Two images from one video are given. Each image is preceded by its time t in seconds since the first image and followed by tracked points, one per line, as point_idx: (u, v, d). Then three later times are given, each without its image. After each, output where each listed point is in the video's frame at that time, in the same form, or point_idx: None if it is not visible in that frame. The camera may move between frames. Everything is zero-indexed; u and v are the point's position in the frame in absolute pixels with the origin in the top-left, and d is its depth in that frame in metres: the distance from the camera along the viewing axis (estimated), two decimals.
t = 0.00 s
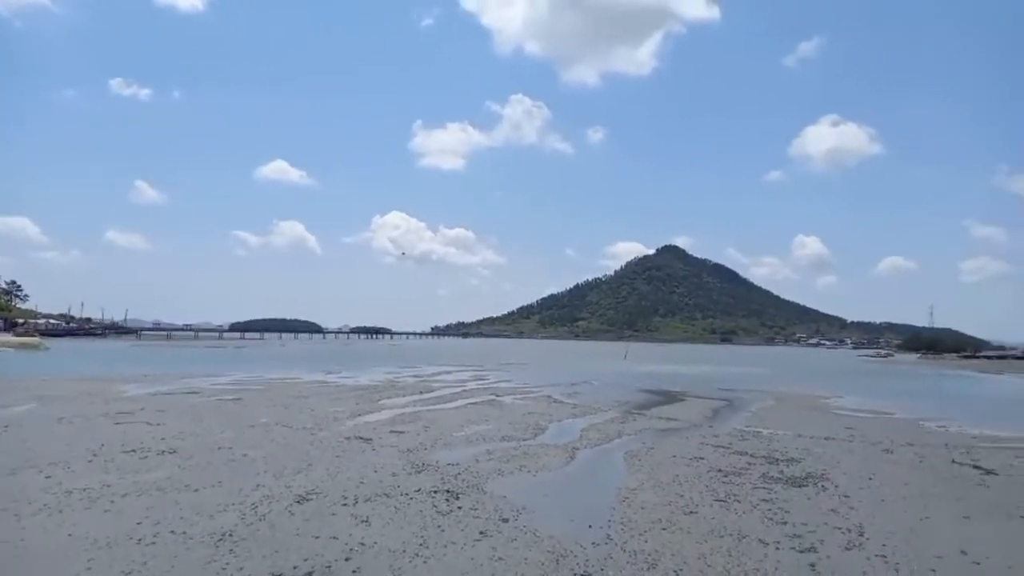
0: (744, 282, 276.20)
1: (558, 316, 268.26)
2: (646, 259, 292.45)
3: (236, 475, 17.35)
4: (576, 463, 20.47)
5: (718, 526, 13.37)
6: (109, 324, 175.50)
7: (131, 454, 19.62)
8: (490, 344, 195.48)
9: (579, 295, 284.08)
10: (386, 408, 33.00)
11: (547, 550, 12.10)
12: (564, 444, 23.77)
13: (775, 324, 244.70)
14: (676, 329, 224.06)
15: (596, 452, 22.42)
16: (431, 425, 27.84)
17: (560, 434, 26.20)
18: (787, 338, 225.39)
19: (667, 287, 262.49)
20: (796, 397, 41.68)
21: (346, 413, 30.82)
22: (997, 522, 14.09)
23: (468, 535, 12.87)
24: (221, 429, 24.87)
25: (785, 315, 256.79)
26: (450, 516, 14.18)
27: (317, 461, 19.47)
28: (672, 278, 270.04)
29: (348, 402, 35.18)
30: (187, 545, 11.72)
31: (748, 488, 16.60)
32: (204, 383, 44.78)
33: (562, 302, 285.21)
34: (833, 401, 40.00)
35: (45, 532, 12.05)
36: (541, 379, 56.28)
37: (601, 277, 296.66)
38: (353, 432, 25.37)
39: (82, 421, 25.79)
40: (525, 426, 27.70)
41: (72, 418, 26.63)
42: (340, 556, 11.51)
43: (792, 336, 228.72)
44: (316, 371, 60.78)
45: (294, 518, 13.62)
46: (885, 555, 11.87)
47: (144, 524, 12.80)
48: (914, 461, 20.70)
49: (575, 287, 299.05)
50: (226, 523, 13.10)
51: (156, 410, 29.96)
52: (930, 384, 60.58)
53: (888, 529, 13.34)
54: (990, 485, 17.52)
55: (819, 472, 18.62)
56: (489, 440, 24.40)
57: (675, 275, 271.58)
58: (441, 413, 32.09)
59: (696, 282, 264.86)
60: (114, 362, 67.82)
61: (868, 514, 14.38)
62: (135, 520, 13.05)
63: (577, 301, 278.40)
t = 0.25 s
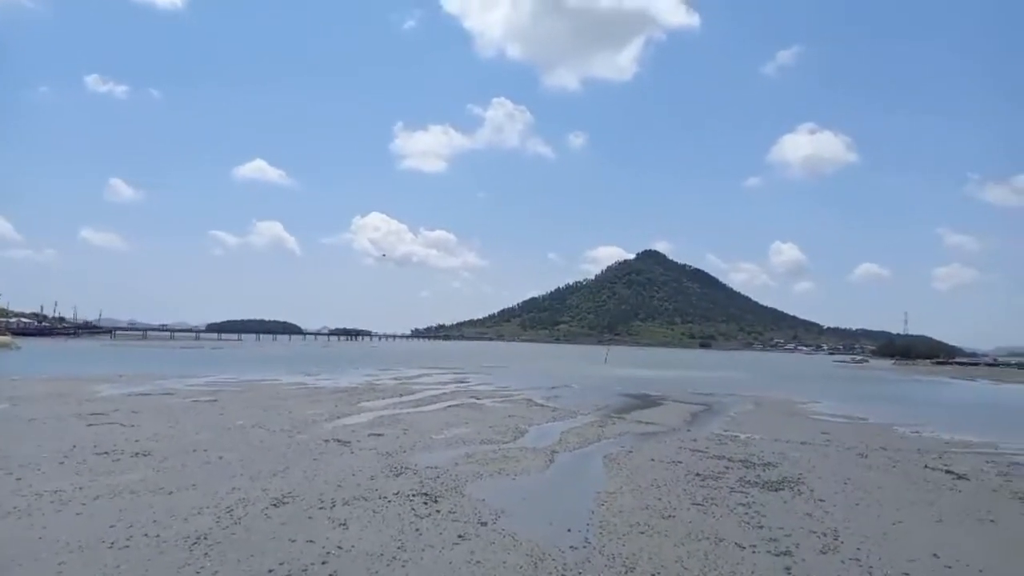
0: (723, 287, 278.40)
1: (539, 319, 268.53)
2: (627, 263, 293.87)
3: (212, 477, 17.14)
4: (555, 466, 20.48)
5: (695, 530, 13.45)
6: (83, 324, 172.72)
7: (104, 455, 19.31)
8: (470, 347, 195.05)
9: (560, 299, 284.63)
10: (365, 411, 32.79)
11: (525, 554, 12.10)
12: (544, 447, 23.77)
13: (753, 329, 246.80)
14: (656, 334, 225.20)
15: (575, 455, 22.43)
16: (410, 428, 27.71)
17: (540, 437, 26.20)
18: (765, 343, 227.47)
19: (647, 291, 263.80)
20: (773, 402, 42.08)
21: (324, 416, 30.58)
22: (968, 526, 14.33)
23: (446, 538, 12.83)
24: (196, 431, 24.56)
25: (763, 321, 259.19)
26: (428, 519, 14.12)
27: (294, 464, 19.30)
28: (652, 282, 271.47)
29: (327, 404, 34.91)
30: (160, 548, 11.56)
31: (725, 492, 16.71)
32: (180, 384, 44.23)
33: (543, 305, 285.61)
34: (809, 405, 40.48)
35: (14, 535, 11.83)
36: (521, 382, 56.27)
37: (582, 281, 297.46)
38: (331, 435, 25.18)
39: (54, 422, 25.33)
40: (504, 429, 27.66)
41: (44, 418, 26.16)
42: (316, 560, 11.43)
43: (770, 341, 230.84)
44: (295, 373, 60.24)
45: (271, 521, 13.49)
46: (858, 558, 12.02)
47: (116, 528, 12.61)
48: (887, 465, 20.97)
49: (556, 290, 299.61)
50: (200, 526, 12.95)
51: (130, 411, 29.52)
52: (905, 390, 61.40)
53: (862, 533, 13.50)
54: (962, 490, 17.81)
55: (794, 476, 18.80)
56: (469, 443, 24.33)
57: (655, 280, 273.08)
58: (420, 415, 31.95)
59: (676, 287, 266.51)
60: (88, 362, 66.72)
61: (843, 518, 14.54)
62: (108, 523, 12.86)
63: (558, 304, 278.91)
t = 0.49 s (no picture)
0: (710, 287, 279.78)
1: (526, 317, 268.76)
2: (615, 262, 294.73)
3: (195, 473, 17.03)
4: (540, 464, 20.51)
5: (679, 527, 13.51)
6: (66, 318, 171.00)
7: (86, 450, 19.13)
8: (457, 344, 194.93)
9: (548, 297, 285.04)
10: (351, 408, 32.68)
11: (509, 551, 12.11)
12: (529, 445, 23.79)
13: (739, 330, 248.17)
14: (642, 333, 226.01)
15: (560, 453, 22.47)
16: (396, 425, 27.64)
17: (526, 435, 26.22)
18: (750, 343, 228.80)
19: (635, 291, 264.66)
20: (757, 402, 42.34)
21: (309, 412, 30.44)
22: (946, 525, 14.51)
23: (431, 535, 12.83)
24: (180, 426, 24.38)
25: (749, 321, 260.78)
26: (412, 516, 14.11)
27: (278, 460, 19.21)
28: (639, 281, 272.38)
29: (312, 401, 34.75)
30: (142, 544, 11.48)
31: (709, 491, 16.81)
32: (164, 379, 43.88)
33: (530, 303, 285.90)
34: (792, 405, 40.78)
35: None
36: (508, 379, 56.30)
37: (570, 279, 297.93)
38: (316, 431, 25.08)
39: (35, 416, 25.06)
40: (490, 427, 27.67)
41: (25, 413, 25.87)
42: (299, 556, 11.39)
43: (755, 342, 232.30)
44: (280, 368, 59.94)
45: (254, 517, 13.43)
46: (839, 557, 12.13)
47: (98, 523, 12.52)
48: (869, 465, 21.18)
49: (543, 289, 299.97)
50: (182, 522, 12.87)
51: (113, 406, 29.25)
52: (888, 390, 61.97)
53: (843, 531, 13.63)
54: (942, 489, 18.01)
55: (777, 475, 18.94)
56: (454, 440, 24.31)
57: (643, 279, 274.05)
58: (406, 412, 31.87)
59: (663, 286, 267.59)
60: (70, 356, 66.06)
61: (825, 517, 14.67)
62: (89, 518, 12.76)
63: (545, 303, 279.29)
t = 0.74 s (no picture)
0: (689, 285, 281.72)
1: (507, 316, 268.90)
2: (595, 261, 295.74)
3: (171, 476, 16.81)
4: (521, 463, 20.51)
5: (658, 524, 13.59)
6: (39, 319, 168.20)
7: (59, 454, 18.82)
8: (438, 344, 194.54)
9: (528, 295, 285.48)
10: (330, 408, 32.46)
11: (489, 551, 12.09)
12: (510, 444, 23.78)
13: (718, 327, 250.13)
14: (623, 331, 227.05)
15: (541, 452, 22.47)
16: (376, 425, 27.49)
17: (506, 434, 26.19)
18: (729, 340, 230.73)
19: (615, 289, 265.81)
20: (735, 398, 42.67)
21: (288, 413, 30.17)
22: (920, 518, 14.74)
23: (411, 536, 12.78)
24: (156, 429, 24.06)
25: (728, 319, 263.07)
26: (393, 517, 14.05)
27: (256, 462, 19.02)
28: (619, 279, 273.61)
29: (291, 402, 34.47)
30: (116, 549, 11.31)
31: (688, 487, 16.93)
32: (140, 381, 43.30)
33: (511, 301, 286.08)
34: (770, 401, 41.18)
35: None
36: (488, 378, 56.25)
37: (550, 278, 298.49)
38: (294, 432, 24.87)
39: (7, 420, 24.60)
40: (471, 426, 27.61)
41: None
42: (278, 559, 11.29)
43: (734, 338, 234.37)
44: (259, 369, 59.43)
45: (232, 520, 13.29)
46: (816, 551, 12.27)
47: (71, 528, 12.31)
48: (845, 460, 21.46)
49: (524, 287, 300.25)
50: (159, 526, 12.70)
51: (88, 408, 28.81)
52: (864, 386, 62.79)
53: (819, 526, 13.79)
54: (915, 483, 18.29)
55: (756, 472, 19.11)
56: (435, 440, 24.23)
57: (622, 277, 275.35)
58: (386, 413, 31.73)
59: (643, 285, 269.00)
60: (44, 359, 64.99)
61: (802, 512, 14.82)
62: (62, 523, 12.54)
63: (526, 301, 279.61)
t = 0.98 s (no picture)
0: (669, 288, 283.60)
1: (488, 319, 268.78)
2: (576, 263, 296.75)
3: (146, 482, 16.57)
4: (501, 466, 20.49)
5: (637, 526, 13.65)
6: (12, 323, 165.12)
7: (31, 460, 18.48)
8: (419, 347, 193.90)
9: (509, 298, 285.64)
10: (309, 412, 32.21)
11: (469, 554, 12.07)
12: (490, 447, 23.77)
13: (698, 330, 251.88)
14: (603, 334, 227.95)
15: (521, 455, 22.47)
16: (356, 429, 27.33)
17: (487, 437, 26.15)
18: (709, 342, 232.42)
19: (595, 291, 266.84)
20: (714, 400, 43.04)
21: (266, 417, 29.88)
22: (895, 518, 14.95)
23: (391, 540, 12.72)
24: (130, 434, 23.71)
25: (707, 322, 265.05)
26: (372, 521, 13.98)
27: (234, 467, 18.81)
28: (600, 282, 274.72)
29: (270, 406, 34.15)
30: (89, 556, 11.13)
31: (668, 489, 17.02)
32: (115, 385, 42.67)
33: (492, 304, 286.06)
34: (749, 403, 41.56)
35: None
36: (469, 381, 56.15)
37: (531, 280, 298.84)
38: (273, 437, 24.63)
39: None
40: (451, 429, 27.55)
41: None
42: (255, 565, 11.18)
43: (713, 341, 236.15)
44: (238, 373, 58.79)
45: (209, 526, 13.13)
46: (793, 551, 12.39)
47: (43, 535, 12.10)
48: (822, 461, 21.70)
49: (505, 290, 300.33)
50: (133, 533, 12.52)
51: (61, 413, 28.33)
52: (841, 387, 63.59)
53: (797, 526, 13.93)
54: (890, 483, 18.56)
55: (734, 473, 19.25)
56: (414, 444, 24.14)
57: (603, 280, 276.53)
58: (365, 416, 31.55)
59: (623, 287, 270.34)
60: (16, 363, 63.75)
61: (779, 513, 14.95)
62: (33, 531, 12.31)
63: (507, 304, 279.81)
